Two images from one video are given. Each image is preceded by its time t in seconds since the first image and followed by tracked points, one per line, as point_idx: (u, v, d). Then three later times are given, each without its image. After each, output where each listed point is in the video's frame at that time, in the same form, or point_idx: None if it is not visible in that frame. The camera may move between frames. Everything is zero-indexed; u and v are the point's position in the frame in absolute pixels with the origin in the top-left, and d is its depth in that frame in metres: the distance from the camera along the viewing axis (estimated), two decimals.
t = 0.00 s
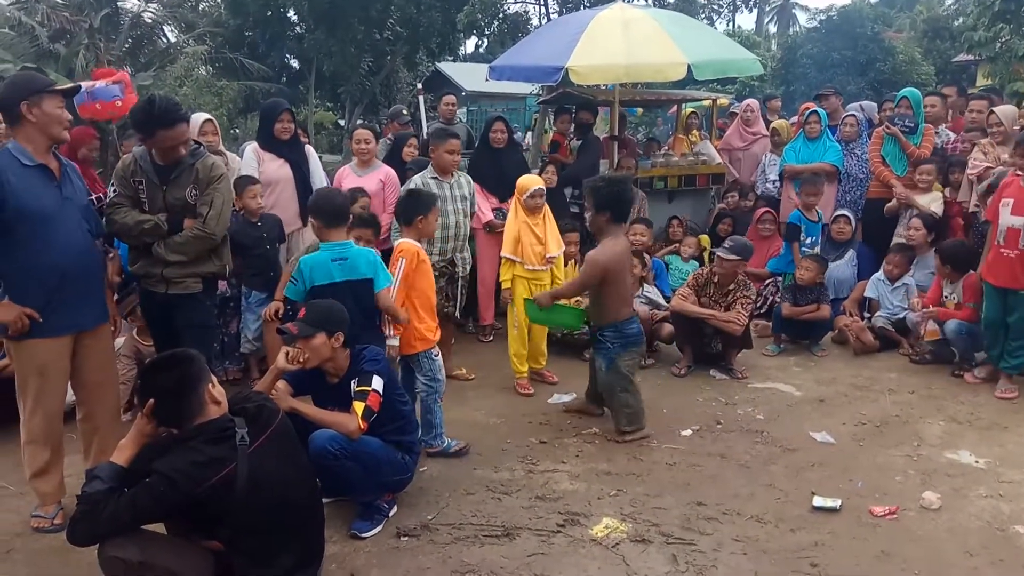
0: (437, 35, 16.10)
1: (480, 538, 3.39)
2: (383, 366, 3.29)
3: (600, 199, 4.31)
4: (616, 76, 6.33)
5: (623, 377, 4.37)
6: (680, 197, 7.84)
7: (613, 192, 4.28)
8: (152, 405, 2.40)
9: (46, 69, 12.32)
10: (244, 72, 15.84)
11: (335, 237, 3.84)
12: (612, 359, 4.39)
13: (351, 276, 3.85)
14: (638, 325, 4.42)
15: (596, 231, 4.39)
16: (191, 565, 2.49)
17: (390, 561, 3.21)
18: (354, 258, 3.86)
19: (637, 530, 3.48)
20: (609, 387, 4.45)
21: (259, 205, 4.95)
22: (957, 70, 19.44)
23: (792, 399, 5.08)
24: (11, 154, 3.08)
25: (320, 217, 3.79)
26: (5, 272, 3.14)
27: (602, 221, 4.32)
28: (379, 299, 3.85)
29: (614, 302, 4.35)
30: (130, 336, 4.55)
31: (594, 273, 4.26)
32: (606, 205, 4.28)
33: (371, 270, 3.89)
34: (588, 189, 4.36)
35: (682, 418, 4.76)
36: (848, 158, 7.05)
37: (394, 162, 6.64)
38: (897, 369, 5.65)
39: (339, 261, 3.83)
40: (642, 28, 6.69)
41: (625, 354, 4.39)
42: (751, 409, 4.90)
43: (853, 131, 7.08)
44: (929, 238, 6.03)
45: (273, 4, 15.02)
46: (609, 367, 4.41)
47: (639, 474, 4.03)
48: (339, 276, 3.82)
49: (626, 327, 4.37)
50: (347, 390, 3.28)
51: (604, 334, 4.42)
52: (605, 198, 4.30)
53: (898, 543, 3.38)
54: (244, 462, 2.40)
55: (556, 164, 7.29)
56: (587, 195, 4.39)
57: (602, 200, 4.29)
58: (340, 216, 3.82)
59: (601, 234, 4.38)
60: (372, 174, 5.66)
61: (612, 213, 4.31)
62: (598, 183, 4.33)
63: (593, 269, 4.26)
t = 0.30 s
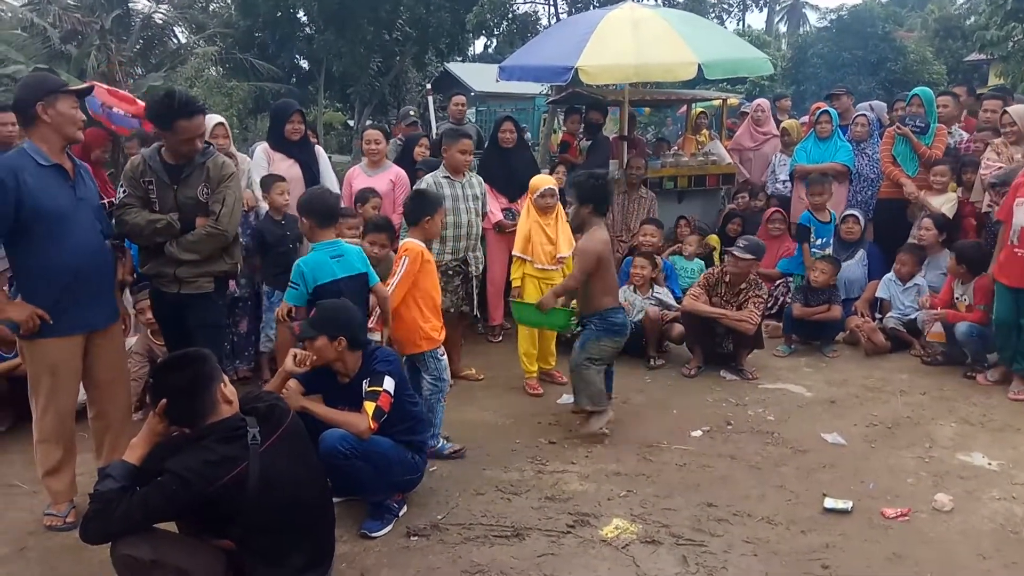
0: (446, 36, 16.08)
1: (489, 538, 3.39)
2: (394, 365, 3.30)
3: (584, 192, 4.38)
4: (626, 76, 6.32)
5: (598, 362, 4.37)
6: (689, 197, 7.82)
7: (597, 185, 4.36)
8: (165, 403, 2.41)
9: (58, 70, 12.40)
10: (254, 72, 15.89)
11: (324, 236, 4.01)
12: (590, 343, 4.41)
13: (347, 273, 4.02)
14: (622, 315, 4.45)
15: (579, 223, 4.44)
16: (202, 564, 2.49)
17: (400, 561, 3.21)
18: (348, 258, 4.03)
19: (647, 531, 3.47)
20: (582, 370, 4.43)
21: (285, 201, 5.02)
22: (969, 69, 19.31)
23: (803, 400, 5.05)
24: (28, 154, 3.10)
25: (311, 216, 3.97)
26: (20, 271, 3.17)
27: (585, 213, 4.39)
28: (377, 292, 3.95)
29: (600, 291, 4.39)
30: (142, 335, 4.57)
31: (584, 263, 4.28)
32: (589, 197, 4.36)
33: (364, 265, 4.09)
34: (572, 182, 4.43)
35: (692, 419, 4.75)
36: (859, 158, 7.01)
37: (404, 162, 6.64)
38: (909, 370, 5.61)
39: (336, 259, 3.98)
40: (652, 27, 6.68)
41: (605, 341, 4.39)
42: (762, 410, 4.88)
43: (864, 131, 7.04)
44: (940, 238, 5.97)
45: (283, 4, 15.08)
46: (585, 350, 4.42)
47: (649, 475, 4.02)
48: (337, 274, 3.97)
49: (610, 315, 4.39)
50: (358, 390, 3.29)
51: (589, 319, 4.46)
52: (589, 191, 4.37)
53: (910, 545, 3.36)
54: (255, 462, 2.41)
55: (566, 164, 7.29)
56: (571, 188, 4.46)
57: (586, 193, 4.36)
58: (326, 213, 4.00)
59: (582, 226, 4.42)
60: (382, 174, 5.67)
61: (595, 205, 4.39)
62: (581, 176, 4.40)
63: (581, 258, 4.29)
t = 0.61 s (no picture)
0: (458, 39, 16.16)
1: (502, 541, 3.39)
2: (409, 368, 3.31)
3: (563, 202, 4.35)
4: (639, 79, 6.32)
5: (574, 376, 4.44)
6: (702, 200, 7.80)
7: (575, 195, 4.32)
8: (180, 407, 2.42)
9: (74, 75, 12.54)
10: (268, 76, 15.98)
11: (319, 238, 4.16)
12: (568, 356, 4.46)
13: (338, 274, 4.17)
14: (599, 328, 4.46)
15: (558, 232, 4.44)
16: (218, 566, 2.50)
17: (413, 564, 3.21)
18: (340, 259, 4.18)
19: (660, 536, 3.46)
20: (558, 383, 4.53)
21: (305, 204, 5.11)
22: (985, 72, 19.15)
23: (817, 405, 5.02)
24: (49, 157, 3.14)
25: (305, 219, 4.12)
26: (40, 273, 3.19)
27: (564, 223, 4.37)
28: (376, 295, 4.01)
29: (579, 303, 4.41)
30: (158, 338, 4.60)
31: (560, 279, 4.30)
32: (566, 207, 4.33)
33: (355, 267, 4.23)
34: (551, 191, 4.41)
35: (705, 423, 4.72)
36: (875, 161, 7.02)
37: (417, 165, 6.66)
38: (924, 375, 5.57)
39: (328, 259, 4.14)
40: (665, 31, 6.67)
41: (580, 355, 4.44)
42: (776, 415, 4.85)
43: (880, 134, 7.02)
44: (955, 242, 5.96)
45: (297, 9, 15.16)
46: (562, 364, 4.48)
47: (662, 479, 4.00)
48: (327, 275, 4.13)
49: (585, 329, 4.42)
50: (373, 393, 3.29)
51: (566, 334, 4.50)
52: (569, 201, 4.34)
53: (926, 552, 3.33)
54: (270, 463, 2.42)
55: (579, 168, 7.29)
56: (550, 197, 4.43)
57: (564, 202, 4.33)
58: (315, 216, 4.09)
59: (563, 236, 4.42)
60: (395, 178, 5.69)
61: (575, 215, 4.36)
62: (559, 186, 4.37)
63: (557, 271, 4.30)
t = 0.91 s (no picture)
0: (477, 43, 16.24)
1: (522, 544, 3.38)
2: (432, 371, 3.31)
3: (543, 209, 4.31)
4: (658, 82, 6.30)
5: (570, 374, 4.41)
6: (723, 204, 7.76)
7: (555, 202, 4.28)
8: (208, 408, 2.43)
9: (99, 78, 12.69)
10: (288, 80, 16.10)
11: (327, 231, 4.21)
12: (561, 355, 4.42)
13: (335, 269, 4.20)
14: (590, 326, 4.43)
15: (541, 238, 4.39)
16: (240, 565, 2.51)
17: (433, 566, 3.21)
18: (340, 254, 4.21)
19: (680, 540, 3.44)
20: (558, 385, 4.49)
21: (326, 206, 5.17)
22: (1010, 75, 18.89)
23: (839, 410, 4.97)
24: (80, 160, 3.18)
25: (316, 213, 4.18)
26: (70, 273, 3.22)
27: (545, 230, 4.32)
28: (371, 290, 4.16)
29: (564, 309, 4.35)
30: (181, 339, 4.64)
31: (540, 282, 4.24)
32: (546, 214, 4.28)
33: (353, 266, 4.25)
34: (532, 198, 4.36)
35: (726, 428, 4.69)
36: (898, 164, 6.93)
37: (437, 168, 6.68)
38: (948, 381, 5.50)
39: (325, 252, 4.19)
40: (685, 33, 6.64)
41: (574, 355, 4.41)
42: (797, 420, 4.81)
43: (904, 137, 6.95)
44: (979, 246, 5.87)
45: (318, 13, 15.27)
46: (557, 363, 4.44)
47: (682, 484, 3.98)
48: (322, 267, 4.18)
49: (576, 329, 4.38)
50: (394, 394, 3.30)
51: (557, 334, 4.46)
52: (548, 209, 4.30)
53: (951, 560, 3.29)
54: (292, 460, 2.44)
55: (598, 171, 7.28)
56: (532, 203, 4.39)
57: (544, 210, 4.28)
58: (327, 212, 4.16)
59: (545, 243, 4.37)
60: (413, 181, 5.72)
61: (556, 222, 4.31)
62: (540, 194, 4.32)
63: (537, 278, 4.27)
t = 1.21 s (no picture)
0: (493, 41, 16.25)
1: (538, 543, 3.38)
2: (448, 368, 3.31)
3: (533, 208, 4.31)
4: (677, 79, 6.27)
5: (565, 373, 4.44)
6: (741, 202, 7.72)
7: (545, 200, 4.29)
8: (227, 404, 2.44)
9: (118, 78, 12.81)
10: (306, 79, 16.18)
11: (329, 228, 4.30)
12: (556, 354, 4.45)
13: (333, 264, 4.28)
14: (581, 324, 4.46)
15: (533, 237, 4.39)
16: (258, 561, 2.52)
17: (449, 563, 3.22)
18: (336, 250, 4.29)
19: (697, 540, 3.42)
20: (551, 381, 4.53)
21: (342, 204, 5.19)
22: None
23: (859, 411, 4.92)
24: (104, 157, 3.21)
25: (315, 212, 4.25)
26: (95, 270, 3.25)
27: (538, 228, 4.33)
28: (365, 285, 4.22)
29: (559, 303, 4.39)
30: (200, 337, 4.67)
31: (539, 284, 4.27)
32: (539, 213, 4.29)
33: (350, 262, 4.31)
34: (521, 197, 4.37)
35: (743, 427, 4.66)
36: (919, 162, 6.91)
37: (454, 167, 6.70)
38: (970, 381, 5.43)
39: (322, 248, 4.28)
40: (704, 30, 6.61)
41: (568, 352, 4.45)
42: (816, 420, 4.77)
43: (925, 135, 6.90)
44: (996, 245, 5.79)
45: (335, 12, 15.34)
46: (552, 362, 4.47)
47: (699, 484, 3.95)
48: (317, 262, 4.27)
49: (568, 326, 4.42)
50: (410, 391, 3.31)
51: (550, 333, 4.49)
52: (539, 207, 4.31)
53: (972, 562, 3.25)
54: (308, 456, 2.46)
55: (615, 169, 7.27)
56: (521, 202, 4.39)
57: (535, 208, 4.30)
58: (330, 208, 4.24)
59: (539, 240, 4.39)
60: (429, 179, 5.73)
61: (548, 219, 4.33)
62: (529, 193, 4.33)
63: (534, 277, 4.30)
